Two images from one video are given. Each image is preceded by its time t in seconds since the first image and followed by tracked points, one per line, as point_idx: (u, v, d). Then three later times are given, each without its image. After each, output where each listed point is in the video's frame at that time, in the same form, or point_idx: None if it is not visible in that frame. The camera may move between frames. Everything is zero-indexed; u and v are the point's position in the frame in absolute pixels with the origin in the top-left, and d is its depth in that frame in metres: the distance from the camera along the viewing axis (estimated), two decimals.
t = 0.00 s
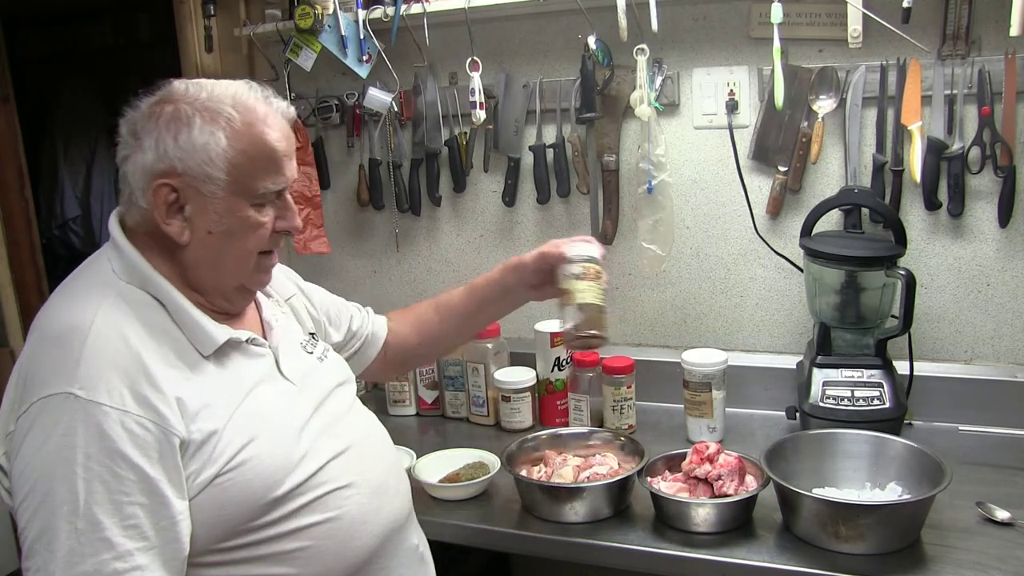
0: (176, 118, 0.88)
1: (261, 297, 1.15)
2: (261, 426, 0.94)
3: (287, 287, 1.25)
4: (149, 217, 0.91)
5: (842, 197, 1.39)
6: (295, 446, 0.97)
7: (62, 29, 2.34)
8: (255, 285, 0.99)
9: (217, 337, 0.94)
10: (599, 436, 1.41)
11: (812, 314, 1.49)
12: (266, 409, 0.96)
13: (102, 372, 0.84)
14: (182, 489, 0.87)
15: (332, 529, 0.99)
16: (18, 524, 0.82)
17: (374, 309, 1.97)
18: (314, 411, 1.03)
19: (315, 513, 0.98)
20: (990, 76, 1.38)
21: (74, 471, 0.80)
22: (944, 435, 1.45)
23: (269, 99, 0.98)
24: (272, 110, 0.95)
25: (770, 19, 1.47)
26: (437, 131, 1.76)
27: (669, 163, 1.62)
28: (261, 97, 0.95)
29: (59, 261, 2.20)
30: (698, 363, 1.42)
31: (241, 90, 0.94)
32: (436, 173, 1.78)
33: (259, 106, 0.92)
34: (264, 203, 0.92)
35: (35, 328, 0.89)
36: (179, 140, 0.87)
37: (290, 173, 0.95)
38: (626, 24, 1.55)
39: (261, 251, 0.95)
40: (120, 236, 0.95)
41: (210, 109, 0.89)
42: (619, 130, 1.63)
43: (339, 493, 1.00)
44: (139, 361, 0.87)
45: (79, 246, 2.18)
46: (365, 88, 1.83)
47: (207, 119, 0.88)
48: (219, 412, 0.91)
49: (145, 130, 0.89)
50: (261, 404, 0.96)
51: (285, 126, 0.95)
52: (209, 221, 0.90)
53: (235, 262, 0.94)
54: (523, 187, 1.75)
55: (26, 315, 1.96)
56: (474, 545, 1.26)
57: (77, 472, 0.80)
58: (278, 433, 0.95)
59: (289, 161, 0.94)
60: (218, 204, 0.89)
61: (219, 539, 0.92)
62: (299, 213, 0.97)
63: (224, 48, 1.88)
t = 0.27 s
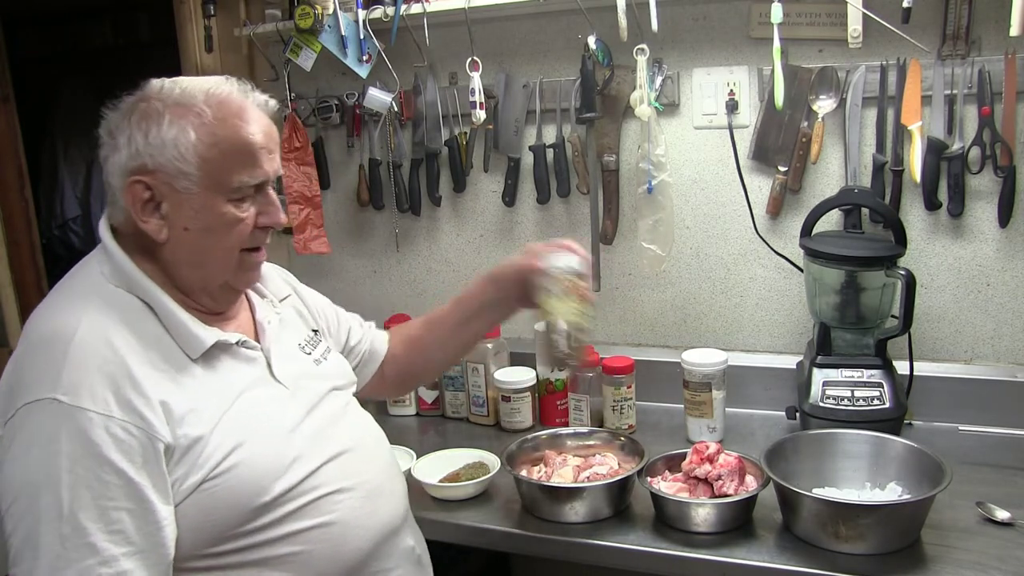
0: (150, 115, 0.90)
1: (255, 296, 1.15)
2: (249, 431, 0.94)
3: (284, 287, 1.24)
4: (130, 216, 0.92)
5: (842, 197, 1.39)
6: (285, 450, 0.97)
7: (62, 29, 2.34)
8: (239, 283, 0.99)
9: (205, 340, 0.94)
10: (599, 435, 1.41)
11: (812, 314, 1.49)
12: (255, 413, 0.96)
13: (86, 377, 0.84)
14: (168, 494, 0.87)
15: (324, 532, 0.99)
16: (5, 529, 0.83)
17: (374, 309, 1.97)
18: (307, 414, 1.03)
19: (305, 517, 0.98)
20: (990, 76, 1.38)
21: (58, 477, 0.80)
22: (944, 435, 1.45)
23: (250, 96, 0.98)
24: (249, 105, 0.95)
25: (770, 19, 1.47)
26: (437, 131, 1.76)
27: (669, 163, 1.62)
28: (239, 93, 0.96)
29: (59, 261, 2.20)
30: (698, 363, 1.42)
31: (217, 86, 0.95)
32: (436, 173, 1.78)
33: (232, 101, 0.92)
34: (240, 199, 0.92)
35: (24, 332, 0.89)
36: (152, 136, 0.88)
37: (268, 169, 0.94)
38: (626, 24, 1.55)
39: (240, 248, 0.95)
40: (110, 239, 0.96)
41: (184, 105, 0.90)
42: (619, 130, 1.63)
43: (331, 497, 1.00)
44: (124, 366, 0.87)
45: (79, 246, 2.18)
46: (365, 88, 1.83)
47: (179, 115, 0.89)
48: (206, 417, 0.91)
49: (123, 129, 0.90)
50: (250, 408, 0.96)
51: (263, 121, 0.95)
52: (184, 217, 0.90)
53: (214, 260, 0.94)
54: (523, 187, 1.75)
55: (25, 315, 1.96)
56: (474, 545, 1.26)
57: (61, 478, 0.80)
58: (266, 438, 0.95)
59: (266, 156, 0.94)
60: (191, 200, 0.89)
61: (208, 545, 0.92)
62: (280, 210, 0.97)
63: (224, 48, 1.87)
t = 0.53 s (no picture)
0: (128, 119, 0.90)
1: (248, 298, 1.14)
2: (235, 439, 0.94)
3: (280, 284, 1.23)
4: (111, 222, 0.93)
5: (842, 198, 1.39)
6: (272, 457, 0.97)
7: (61, 30, 2.34)
8: (222, 288, 0.98)
9: (190, 347, 0.94)
10: (599, 435, 1.41)
11: (812, 314, 1.49)
12: (241, 421, 0.96)
13: (68, 389, 0.84)
14: (151, 505, 0.87)
15: (315, 538, 0.99)
16: None
17: (374, 309, 1.97)
18: (298, 419, 1.03)
19: (295, 524, 0.98)
20: (990, 76, 1.38)
21: (39, 490, 0.80)
22: (944, 435, 1.45)
23: (233, 97, 0.98)
24: (229, 107, 0.94)
25: (770, 19, 1.47)
26: (437, 131, 1.76)
27: (669, 163, 1.62)
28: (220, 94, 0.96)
29: (59, 262, 2.20)
30: (698, 363, 1.43)
31: (197, 87, 0.94)
32: (436, 173, 1.78)
33: (211, 102, 0.92)
34: (219, 203, 0.92)
35: (9, 343, 0.90)
36: (128, 141, 0.89)
37: (247, 171, 0.94)
38: (626, 25, 1.55)
39: (222, 253, 0.94)
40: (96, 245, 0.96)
41: (161, 108, 0.90)
42: (619, 130, 1.63)
43: (321, 503, 1.00)
44: (107, 377, 0.87)
45: (79, 246, 2.18)
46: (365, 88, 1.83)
47: (155, 118, 0.89)
48: (191, 426, 0.91)
49: (102, 133, 0.91)
50: (236, 416, 0.96)
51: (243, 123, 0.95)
52: (162, 222, 0.90)
53: (195, 264, 0.94)
54: (524, 187, 1.75)
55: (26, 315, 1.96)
56: (474, 545, 1.27)
57: (42, 491, 0.80)
58: (253, 446, 0.95)
59: (245, 158, 0.93)
60: (168, 204, 0.90)
61: (195, 554, 0.92)
62: (262, 213, 0.96)
63: (224, 48, 1.87)
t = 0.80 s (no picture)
0: (118, 120, 0.90)
1: (247, 300, 1.14)
2: (237, 445, 0.94)
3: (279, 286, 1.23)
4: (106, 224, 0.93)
5: (842, 198, 1.39)
6: (274, 462, 0.97)
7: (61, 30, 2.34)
8: (218, 288, 0.98)
9: (191, 352, 0.94)
10: (598, 436, 1.41)
11: (812, 314, 1.49)
12: (242, 425, 0.96)
13: (69, 396, 0.84)
14: (153, 512, 0.87)
15: (318, 542, 0.99)
16: None
17: (374, 309, 1.97)
18: (298, 423, 1.03)
19: (297, 529, 0.98)
20: (990, 76, 1.38)
21: (40, 499, 0.80)
22: (944, 435, 1.45)
23: (225, 94, 0.98)
24: (221, 105, 0.94)
25: (770, 19, 1.47)
26: (437, 131, 1.76)
27: (669, 163, 1.62)
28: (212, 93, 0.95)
29: (59, 262, 2.20)
30: (698, 363, 1.42)
31: (187, 86, 0.94)
32: (436, 173, 1.78)
33: (201, 101, 0.92)
34: (213, 203, 0.92)
35: (8, 348, 0.90)
36: (119, 142, 0.89)
37: (241, 171, 0.94)
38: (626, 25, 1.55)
39: (217, 253, 0.94)
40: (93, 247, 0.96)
41: (151, 108, 0.90)
42: (619, 130, 1.63)
43: (323, 507, 1.00)
44: (107, 384, 0.87)
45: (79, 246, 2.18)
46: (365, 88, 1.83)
47: (146, 119, 0.89)
48: (192, 432, 0.91)
49: (94, 134, 0.91)
50: (237, 420, 0.96)
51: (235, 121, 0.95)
52: (156, 224, 0.90)
53: (191, 266, 0.94)
54: (524, 186, 1.75)
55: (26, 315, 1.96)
56: (474, 545, 1.27)
57: (44, 499, 0.81)
58: (255, 451, 0.95)
59: (238, 157, 0.93)
60: (161, 206, 0.90)
61: (198, 560, 0.92)
62: (257, 213, 0.96)
63: (224, 48, 1.87)
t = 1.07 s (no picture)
0: (121, 120, 0.90)
1: (248, 300, 1.14)
2: (238, 445, 0.94)
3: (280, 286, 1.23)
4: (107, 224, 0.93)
5: (842, 198, 1.39)
6: (275, 463, 0.96)
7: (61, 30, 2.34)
8: (219, 290, 0.98)
9: (192, 353, 0.94)
10: (598, 435, 1.41)
11: (812, 314, 1.49)
12: (243, 426, 0.96)
13: (70, 397, 0.84)
14: (154, 513, 0.87)
15: (318, 542, 0.99)
16: None
17: (374, 309, 1.97)
18: (298, 424, 1.03)
19: (298, 530, 0.98)
20: (990, 76, 1.38)
21: (41, 500, 0.80)
22: (944, 435, 1.45)
23: (228, 95, 0.98)
24: (224, 106, 0.94)
25: (770, 19, 1.47)
26: (437, 131, 1.76)
27: (669, 163, 1.62)
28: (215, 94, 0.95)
29: (59, 262, 2.20)
30: (698, 363, 1.42)
31: (190, 87, 0.94)
32: (436, 173, 1.78)
33: (204, 103, 0.92)
34: (214, 205, 0.92)
35: (9, 348, 0.90)
36: (122, 142, 0.89)
37: (243, 173, 0.94)
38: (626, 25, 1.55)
39: (217, 255, 0.94)
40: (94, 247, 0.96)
41: (154, 108, 0.90)
42: (619, 130, 1.63)
43: (324, 508, 1.00)
44: (108, 384, 0.87)
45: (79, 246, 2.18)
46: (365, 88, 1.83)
47: (148, 119, 0.89)
48: (193, 433, 0.91)
49: (96, 133, 0.91)
50: (238, 421, 0.96)
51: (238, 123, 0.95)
52: (157, 224, 0.90)
53: (191, 267, 0.94)
54: (524, 186, 1.75)
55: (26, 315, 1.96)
56: (474, 545, 1.26)
57: (45, 500, 0.80)
58: (256, 451, 0.95)
59: (240, 159, 0.93)
60: (162, 206, 0.90)
61: (199, 561, 0.92)
62: (258, 215, 0.96)
63: (224, 48, 1.87)
